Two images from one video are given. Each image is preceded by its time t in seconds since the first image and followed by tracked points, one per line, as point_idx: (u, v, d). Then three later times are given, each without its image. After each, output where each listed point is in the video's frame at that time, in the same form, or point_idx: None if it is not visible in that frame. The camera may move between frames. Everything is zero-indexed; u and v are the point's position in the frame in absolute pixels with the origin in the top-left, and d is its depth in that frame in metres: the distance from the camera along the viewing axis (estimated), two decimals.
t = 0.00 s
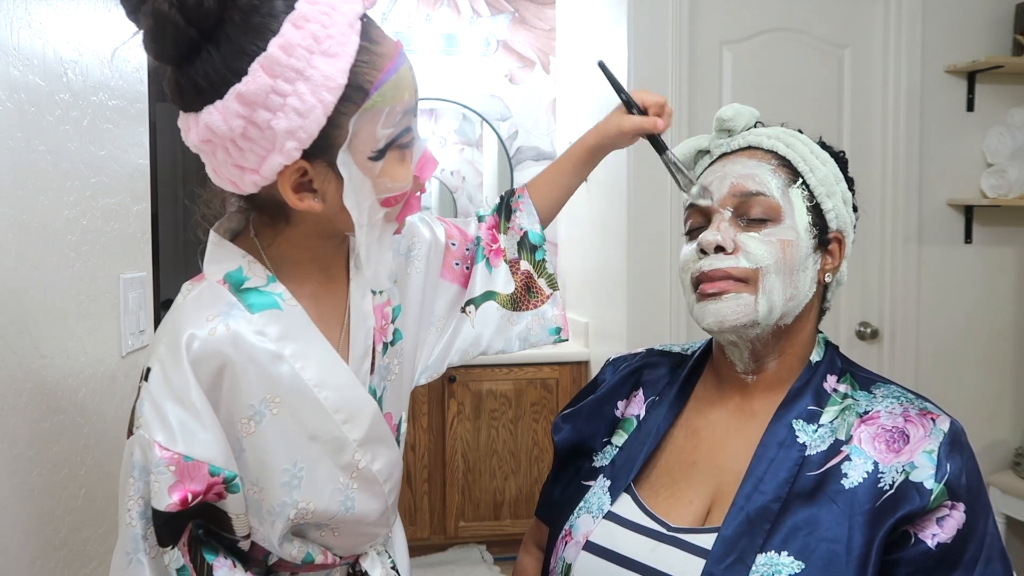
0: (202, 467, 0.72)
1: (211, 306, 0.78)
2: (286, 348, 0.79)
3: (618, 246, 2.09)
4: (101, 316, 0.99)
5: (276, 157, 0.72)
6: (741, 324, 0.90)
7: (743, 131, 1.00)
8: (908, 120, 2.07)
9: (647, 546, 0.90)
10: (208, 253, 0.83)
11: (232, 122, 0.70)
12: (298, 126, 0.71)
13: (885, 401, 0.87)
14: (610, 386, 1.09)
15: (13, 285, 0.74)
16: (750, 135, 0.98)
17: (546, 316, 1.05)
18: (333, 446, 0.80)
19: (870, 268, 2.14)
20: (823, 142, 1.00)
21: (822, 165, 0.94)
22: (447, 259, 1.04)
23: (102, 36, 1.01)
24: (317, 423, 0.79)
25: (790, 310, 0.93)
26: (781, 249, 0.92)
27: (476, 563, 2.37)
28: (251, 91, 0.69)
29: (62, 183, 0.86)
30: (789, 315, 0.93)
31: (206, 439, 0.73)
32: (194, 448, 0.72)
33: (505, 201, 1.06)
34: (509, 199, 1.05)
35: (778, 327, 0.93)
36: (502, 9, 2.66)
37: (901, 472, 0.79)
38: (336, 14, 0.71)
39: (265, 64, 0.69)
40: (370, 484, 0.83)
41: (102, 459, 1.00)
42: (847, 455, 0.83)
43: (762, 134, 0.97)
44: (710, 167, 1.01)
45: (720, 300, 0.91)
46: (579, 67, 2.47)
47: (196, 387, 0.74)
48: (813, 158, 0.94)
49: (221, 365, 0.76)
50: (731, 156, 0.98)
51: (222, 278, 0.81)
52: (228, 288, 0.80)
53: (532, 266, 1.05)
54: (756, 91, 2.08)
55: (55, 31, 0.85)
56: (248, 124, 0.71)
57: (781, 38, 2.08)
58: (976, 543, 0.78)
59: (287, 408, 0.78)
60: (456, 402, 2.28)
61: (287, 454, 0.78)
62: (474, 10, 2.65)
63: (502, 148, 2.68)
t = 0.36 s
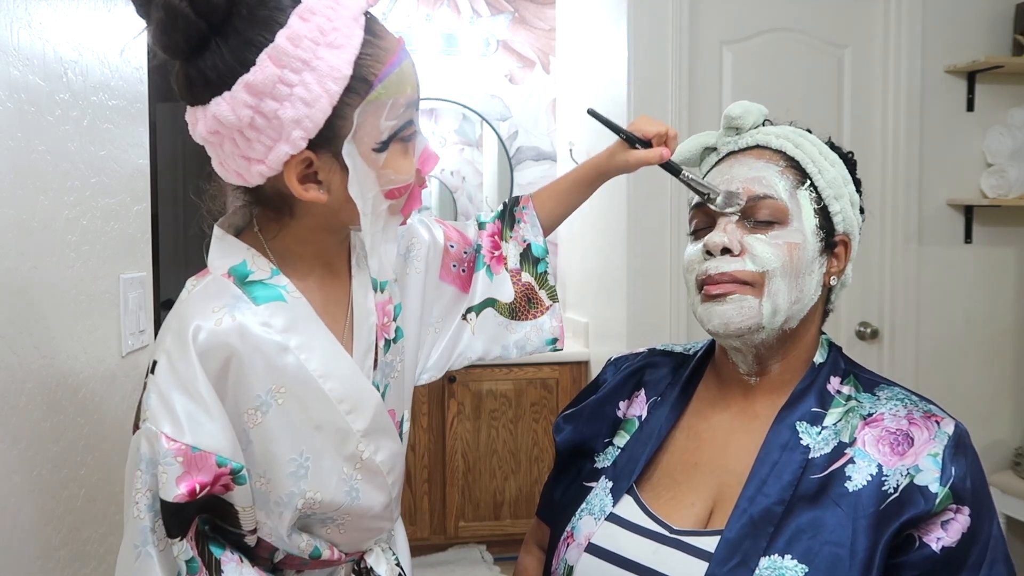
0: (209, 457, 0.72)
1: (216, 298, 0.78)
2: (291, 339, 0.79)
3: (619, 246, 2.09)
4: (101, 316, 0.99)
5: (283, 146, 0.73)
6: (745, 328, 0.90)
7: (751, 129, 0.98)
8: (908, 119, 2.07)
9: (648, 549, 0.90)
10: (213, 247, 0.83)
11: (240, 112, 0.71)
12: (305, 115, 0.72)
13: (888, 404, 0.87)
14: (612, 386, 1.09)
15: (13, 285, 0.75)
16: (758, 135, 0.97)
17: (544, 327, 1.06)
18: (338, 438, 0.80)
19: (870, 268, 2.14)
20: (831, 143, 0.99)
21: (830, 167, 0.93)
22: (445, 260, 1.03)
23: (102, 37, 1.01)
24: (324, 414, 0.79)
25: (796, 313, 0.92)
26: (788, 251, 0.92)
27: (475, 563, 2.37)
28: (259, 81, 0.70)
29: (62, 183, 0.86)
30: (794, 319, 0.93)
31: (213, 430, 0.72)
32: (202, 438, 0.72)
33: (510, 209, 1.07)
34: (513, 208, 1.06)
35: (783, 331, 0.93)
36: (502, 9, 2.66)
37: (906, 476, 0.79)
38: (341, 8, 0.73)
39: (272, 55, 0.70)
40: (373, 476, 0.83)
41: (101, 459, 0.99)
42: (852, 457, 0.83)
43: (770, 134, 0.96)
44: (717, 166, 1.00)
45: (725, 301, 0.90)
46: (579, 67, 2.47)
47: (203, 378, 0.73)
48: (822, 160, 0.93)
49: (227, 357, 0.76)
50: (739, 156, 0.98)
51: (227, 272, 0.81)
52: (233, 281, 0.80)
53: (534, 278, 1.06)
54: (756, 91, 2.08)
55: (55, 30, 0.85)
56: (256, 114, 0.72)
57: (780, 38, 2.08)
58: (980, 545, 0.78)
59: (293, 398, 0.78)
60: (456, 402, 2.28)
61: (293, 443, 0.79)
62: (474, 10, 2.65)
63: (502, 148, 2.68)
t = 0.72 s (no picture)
0: (210, 452, 0.72)
1: (217, 292, 0.78)
2: (291, 333, 0.79)
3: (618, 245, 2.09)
4: (101, 316, 0.99)
5: (276, 141, 0.74)
6: (746, 333, 0.90)
7: (750, 129, 0.98)
8: (907, 119, 2.07)
9: (648, 549, 0.90)
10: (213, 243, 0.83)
11: (233, 107, 0.72)
12: (297, 109, 0.73)
13: (887, 403, 0.87)
14: (610, 387, 1.09)
15: (13, 285, 0.75)
16: (758, 134, 0.97)
17: (545, 330, 1.06)
18: (337, 434, 0.80)
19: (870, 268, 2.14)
20: (829, 143, 0.99)
21: (830, 168, 0.93)
22: (445, 262, 1.03)
23: (102, 37, 1.01)
24: (323, 408, 0.79)
25: (795, 316, 0.92)
26: (789, 254, 0.92)
27: (476, 563, 2.37)
28: (250, 76, 0.71)
29: (62, 182, 0.86)
30: (794, 322, 0.93)
31: (213, 425, 0.72)
32: (201, 433, 0.71)
33: (512, 211, 1.06)
34: (516, 210, 1.06)
35: (783, 333, 0.93)
36: (502, 9, 2.66)
37: (904, 476, 0.79)
38: (331, 3, 0.74)
39: (263, 50, 0.71)
40: (375, 469, 0.83)
41: (102, 459, 0.99)
42: (850, 458, 0.83)
43: (771, 134, 0.96)
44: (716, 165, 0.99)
45: (726, 306, 0.90)
46: (579, 67, 2.47)
47: (203, 373, 0.73)
48: (822, 162, 0.93)
49: (227, 352, 0.76)
50: (739, 156, 0.97)
51: (227, 267, 0.81)
52: (232, 276, 0.80)
53: (535, 281, 1.06)
54: (755, 91, 2.08)
55: (56, 30, 0.85)
56: (248, 109, 0.73)
57: (781, 38, 2.08)
58: (979, 545, 0.78)
59: (294, 392, 0.78)
60: (456, 402, 2.28)
61: (294, 437, 0.79)
62: (474, 10, 2.65)
63: (502, 148, 2.68)
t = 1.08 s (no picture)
0: (211, 451, 0.71)
1: (215, 292, 0.78)
2: (290, 331, 0.79)
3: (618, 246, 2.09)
4: (101, 316, 0.99)
5: (276, 135, 0.74)
6: (743, 332, 0.90)
7: (745, 128, 0.98)
8: (908, 119, 2.07)
9: (647, 550, 0.90)
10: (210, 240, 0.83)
11: (233, 101, 0.73)
12: (297, 103, 0.73)
13: (885, 403, 0.87)
14: (609, 388, 1.09)
15: (13, 285, 0.75)
16: (752, 135, 0.96)
17: (528, 354, 1.08)
18: (336, 432, 0.80)
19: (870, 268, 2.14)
20: (825, 142, 0.99)
21: (825, 167, 0.93)
22: (435, 276, 1.03)
23: (102, 36, 1.01)
24: (324, 405, 0.80)
25: (792, 316, 0.92)
26: (785, 254, 0.91)
27: (476, 563, 2.37)
28: (251, 70, 0.72)
29: (62, 182, 0.86)
30: (791, 322, 0.92)
31: (214, 422, 0.72)
32: (202, 431, 0.71)
33: (503, 238, 1.09)
34: (507, 237, 1.08)
35: (780, 334, 0.93)
36: (502, 9, 2.66)
37: (902, 475, 0.79)
38: None
39: (264, 44, 0.72)
40: (371, 466, 0.83)
41: (102, 459, 0.99)
42: (848, 458, 0.83)
43: (765, 134, 0.96)
44: (711, 167, 0.99)
45: (723, 306, 0.90)
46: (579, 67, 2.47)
47: (204, 372, 0.73)
48: (817, 162, 0.93)
49: (229, 350, 0.76)
50: (732, 157, 0.97)
51: (225, 266, 0.81)
52: (231, 274, 0.80)
53: (522, 308, 1.08)
54: (756, 91, 2.08)
55: (56, 30, 0.85)
56: (248, 103, 0.73)
57: (780, 38, 2.08)
58: (977, 545, 0.78)
59: (294, 389, 0.79)
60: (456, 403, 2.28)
61: (295, 435, 0.79)
62: (474, 10, 2.65)
63: (502, 148, 2.68)
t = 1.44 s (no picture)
0: (201, 443, 0.71)
1: (205, 284, 0.78)
2: (281, 324, 0.80)
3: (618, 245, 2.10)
4: (101, 316, 0.99)
5: (258, 128, 0.77)
6: (739, 332, 0.90)
7: (744, 128, 0.98)
8: (907, 120, 2.07)
9: (645, 552, 0.90)
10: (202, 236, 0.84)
11: (215, 95, 0.75)
12: (277, 95, 0.76)
13: (882, 403, 0.87)
14: (607, 390, 1.09)
15: (13, 285, 0.75)
16: (751, 134, 0.96)
17: (513, 372, 1.07)
18: (330, 425, 0.81)
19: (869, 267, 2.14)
20: (823, 142, 0.99)
21: (824, 168, 0.93)
22: (428, 288, 1.02)
23: (102, 36, 1.01)
24: (314, 400, 0.80)
25: (790, 316, 0.92)
26: (784, 254, 0.91)
27: (476, 563, 2.37)
28: (230, 63, 0.74)
29: (62, 182, 0.86)
30: (788, 322, 0.92)
31: (205, 415, 0.72)
32: (193, 423, 0.71)
33: (492, 258, 1.09)
34: (495, 257, 1.09)
35: (777, 334, 0.93)
36: (502, 9, 2.66)
37: (899, 476, 0.79)
38: None
39: (242, 37, 0.74)
40: (360, 463, 0.83)
41: (102, 459, 1.00)
42: (845, 459, 0.83)
43: (764, 133, 0.96)
44: (709, 165, 0.99)
45: (720, 307, 0.90)
46: (580, 67, 2.47)
47: (197, 366, 0.73)
48: (816, 162, 0.93)
49: (220, 342, 0.76)
50: (730, 156, 0.97)
51: (217, 259, 0.81)
52: (223, 267, 0.81)
53: (509, 326, 1.08)
54: (755, 90, 2.08)
55: (55, 30, 0.85)
56: (229, 97, 0.75)
57: (780, 38, 2.08)
58: (974, 545, 0.78)
59: (285, 380, 0.79)
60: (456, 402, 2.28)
61: (286, 425, 0.79)
62: (474, 10, 2.65)
63: (502, 148, 2.68)
